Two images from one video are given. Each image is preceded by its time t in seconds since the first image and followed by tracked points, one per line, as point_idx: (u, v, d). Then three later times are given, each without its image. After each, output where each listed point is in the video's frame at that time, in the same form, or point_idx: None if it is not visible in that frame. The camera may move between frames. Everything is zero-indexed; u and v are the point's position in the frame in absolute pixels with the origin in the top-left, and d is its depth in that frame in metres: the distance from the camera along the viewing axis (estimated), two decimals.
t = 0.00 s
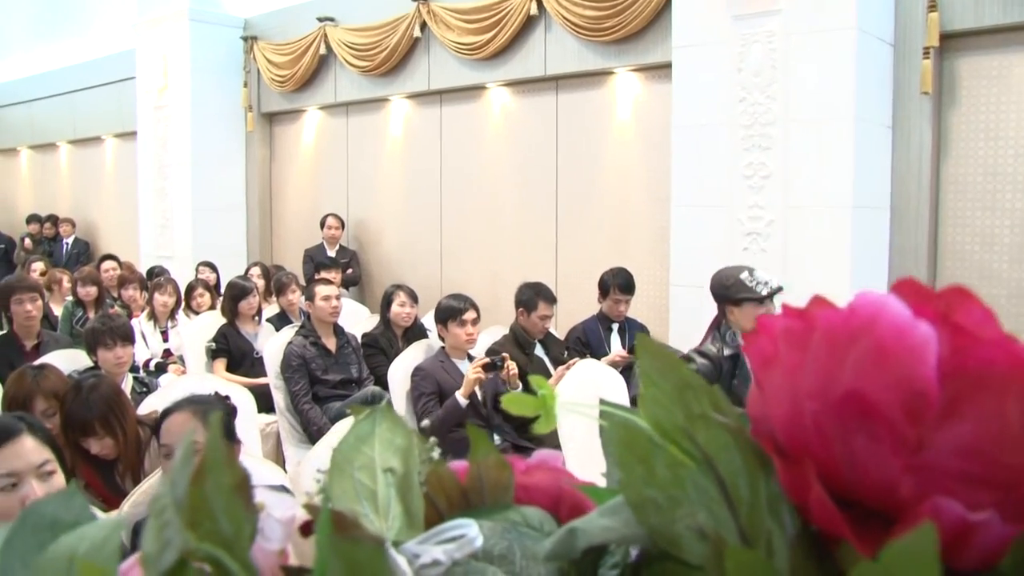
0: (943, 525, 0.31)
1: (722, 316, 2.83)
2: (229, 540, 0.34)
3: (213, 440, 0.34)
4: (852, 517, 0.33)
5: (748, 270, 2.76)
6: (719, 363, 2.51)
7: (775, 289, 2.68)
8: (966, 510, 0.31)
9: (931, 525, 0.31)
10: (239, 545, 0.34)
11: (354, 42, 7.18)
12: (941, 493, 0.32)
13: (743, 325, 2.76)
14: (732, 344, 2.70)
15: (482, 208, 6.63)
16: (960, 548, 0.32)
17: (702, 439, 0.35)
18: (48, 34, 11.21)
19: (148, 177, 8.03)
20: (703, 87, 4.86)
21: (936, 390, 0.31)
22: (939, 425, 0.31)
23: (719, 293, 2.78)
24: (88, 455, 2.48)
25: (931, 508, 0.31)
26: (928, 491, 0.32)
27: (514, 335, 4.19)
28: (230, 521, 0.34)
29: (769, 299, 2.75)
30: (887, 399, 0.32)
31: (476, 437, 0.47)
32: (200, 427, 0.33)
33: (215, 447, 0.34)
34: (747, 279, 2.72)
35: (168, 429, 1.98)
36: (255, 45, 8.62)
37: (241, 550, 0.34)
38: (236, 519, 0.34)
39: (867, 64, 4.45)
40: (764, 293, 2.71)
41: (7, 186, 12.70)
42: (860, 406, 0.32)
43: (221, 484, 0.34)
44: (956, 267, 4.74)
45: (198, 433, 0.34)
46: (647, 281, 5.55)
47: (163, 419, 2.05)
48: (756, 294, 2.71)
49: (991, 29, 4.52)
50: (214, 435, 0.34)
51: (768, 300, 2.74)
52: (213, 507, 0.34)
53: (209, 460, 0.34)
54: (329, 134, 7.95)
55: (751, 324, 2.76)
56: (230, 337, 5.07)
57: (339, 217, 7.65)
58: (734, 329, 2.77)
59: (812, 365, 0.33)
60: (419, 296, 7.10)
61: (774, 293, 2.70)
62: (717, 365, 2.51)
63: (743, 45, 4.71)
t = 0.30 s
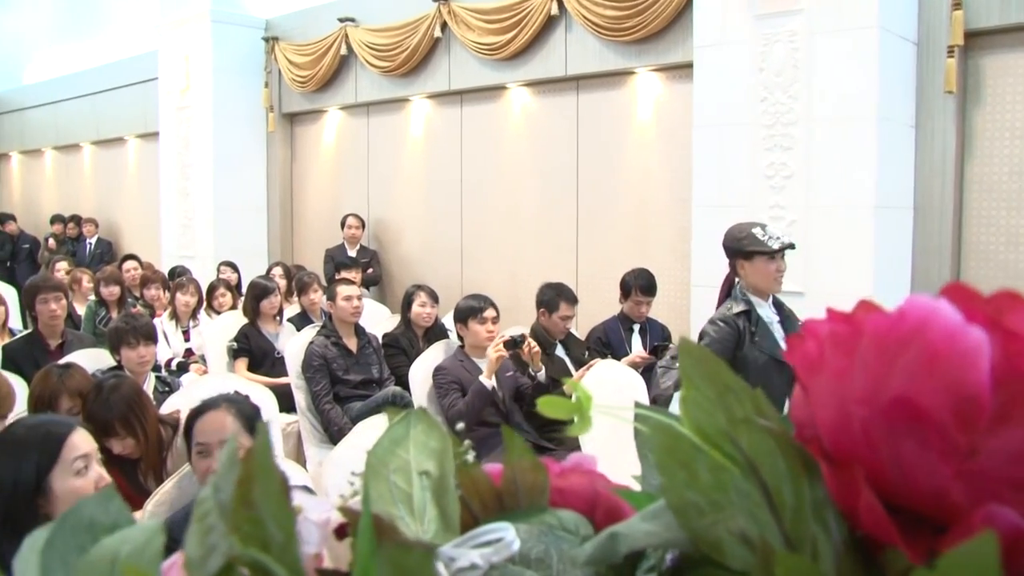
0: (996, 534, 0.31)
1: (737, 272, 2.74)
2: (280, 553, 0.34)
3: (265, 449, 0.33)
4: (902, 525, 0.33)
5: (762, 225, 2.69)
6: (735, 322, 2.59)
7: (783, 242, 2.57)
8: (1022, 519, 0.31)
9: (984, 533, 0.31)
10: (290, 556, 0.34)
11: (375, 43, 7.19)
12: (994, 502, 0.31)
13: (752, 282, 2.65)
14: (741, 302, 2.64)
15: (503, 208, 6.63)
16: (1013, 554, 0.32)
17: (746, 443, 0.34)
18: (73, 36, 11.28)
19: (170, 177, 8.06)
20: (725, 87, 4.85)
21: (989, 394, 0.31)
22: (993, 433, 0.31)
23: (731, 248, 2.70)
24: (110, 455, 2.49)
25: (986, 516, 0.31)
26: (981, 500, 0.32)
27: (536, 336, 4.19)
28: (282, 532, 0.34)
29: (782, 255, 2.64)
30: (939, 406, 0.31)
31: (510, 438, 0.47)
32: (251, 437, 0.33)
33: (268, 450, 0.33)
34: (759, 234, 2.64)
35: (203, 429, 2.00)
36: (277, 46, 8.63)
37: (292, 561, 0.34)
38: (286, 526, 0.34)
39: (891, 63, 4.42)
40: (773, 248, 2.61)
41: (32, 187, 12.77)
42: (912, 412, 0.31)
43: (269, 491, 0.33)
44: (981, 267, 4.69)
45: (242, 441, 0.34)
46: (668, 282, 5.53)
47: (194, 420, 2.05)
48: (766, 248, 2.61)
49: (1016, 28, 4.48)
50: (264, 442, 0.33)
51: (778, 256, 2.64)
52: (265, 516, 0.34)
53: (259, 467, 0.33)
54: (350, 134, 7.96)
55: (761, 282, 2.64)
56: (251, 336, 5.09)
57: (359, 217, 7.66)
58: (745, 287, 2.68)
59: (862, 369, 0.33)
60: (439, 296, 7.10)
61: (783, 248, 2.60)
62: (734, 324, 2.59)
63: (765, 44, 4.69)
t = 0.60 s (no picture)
0: None
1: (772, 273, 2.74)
2: (319, 555, 0.36)
3: (304, 454, 0.35)
4: (938, 531, 0.33)
5: (795, 226, 2.71)
6: (782, 322, 2.57)
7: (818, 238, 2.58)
8: None
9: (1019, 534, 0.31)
10: (327, 556, 0.36)
11: (392, 44, 7.20)
12: None
13: (789, 281, 2.65)
14: (782, 301, 2.63)
15: (520, 208, 6.62)
16: None
17: (778, 446, 0.35)
18: (92, 36, 11.32)
19: (188, 178, 8.08)
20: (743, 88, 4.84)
21: None
22: None
23: (766, 248, 2.71)
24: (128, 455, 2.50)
25: None
26: (1019, 505, 0.32)
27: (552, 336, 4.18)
28: (319, 537, 0.36)
29: (817, 252, 2.64)
30: (975, 409, 0.31)
31: (535, 442, 0.48)
32: (294, 439, 0.35)
33: (309, 456, 0.35)
34: (793, 232, 2.65)
35: (231, 428, 2.01)
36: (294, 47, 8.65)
37: (329, 559, 0.36)
38: (324, 527, 0.36)
39: (910, 63, 4.40)
40: (809, 243, 2.62)
41: (53, 189, 12.80)
42: (948, 413, 0.31)
43: (306, 496, 0.35)
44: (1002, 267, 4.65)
45: (274, 444, 0.37)
46: (686, 282, 5.51)
47: (223, 418, 2.04)
48: (801, 245, 2.62)
49: None
50: (304, 443, 0.35)
51: (814, 253, 2.64)
52: (305, 524, 0.36)
53: (301, 468, 0.35)
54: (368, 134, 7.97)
55: (797, 279, 2.65)
56: (269, 336, 5.10)
57: (376, 217, 7.67)
58: (782, 285, 2.67)
59: (896, 371, 0.33)
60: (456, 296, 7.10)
61: (820, 243, 2.61)
62: (780, 323, 2.58)
63: (783, 44, 4.67)
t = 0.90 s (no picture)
0: None
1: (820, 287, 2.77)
2: (352, 552, 0.37)
3: (335, 454, 0.36)
4: (967, 533, 0.33)
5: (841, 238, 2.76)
6: (828, 328, 2.57)
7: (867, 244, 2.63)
8: None
9: None
10: (362, 557, 0.37)
11: (409, 43, 7.21)
12: None
13: (836, 288, 2.68)
14: (831, 308, 2.63)
15: (536, 208, 6.62)
16: None
17: (805, 448, 0.36)
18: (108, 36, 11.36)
19: (206, 177, 8.10)
20: (761, 87, 4.83)
21: None
22: None
23: (814, 260, 2.75)
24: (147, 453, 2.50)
25: None
26: None
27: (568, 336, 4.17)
28: (352, 538, 0.37)
29: (864, 260, 2.68)
30: (1006, 412, 0.31)
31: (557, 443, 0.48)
32: (327, 439, 0.35)
33: (341, 459, 0.36)
34: (840, 240, 2.70)
35: (263, 426, 2.03)
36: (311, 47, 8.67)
37: (361, 560, 0.37)
38: (357, 529, 0.36)
39: (929, 63, 4.38)
40: (857, 250, 2.66)
41: (71, 188, 12.85)
42: (977, 414, 0.31)
43: (338, 498, 0.36)
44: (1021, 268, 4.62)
45: (302, 444, 0.38)
46: (702, 282, 5.50)
47: (248, 416, 2.04)
48: (848, 252, 2.66)
49: None
50: (334, 441, 0.36)
51: (861, 261, 2.68)
52: (337, 526, 0.37)
53: (331, 470, 0.36)
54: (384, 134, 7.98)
55: (845, 287, 2.67)
56: (285, 335, 5.11)
57: (392, 216, 7.68)
58: (828, 293, 2.69)
59: (926, 372, 0.33)
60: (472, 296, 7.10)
61: (868, 249, 2.65)
62: (826, 329, 2.57)
63: (801, 44, 4.66)
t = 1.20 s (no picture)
0: None
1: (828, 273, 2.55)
2: (388, 552, 0.37)
3: (374, 450, 0.36)
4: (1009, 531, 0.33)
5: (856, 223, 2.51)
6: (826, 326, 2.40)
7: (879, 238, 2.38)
8: None
9: None
10: (399, 555, 0.37)
11: (426, 43, 7.21)
12: None
13: (843, 280, 2.47)
14: (832, 303, 2.45)
15: (555, 206, 6.61)
16: None
17: (840, 444, 0.36)
18: (127, 37, 11.41)
19: (225, 178, 8.12)
20: (780, 84, 4.80)
21: None
22: None
23: (822, 245, 2.52)
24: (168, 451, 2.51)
25: None
26: None
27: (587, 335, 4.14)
28: (389, 538, 0.36)
29: (877, 253, 2.44)
30: None
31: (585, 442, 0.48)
32: (367, 434, 0.35)
33: (380, 459, 0.36)
34: (852, 230, 2.46)
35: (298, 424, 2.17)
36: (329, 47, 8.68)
37: (399, 559, 0.37)
38: (398, 527, 0.36)
39: (950, 58, 4.35)
40: (869, 243, 2.41)
41: (91, 190, 12.89)
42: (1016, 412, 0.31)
43: (375, 495, 0.36)
44: None
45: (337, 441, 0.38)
46: (721, 280, 5.48)
47: (287, 420, 2.17)
48: (860, 244, 2.42)
49: None
50: (373, 437, 0.36)
51: (874, 253, 2.44)
52: (373, 523, 0.37)
53: (370, 469, 0.36)
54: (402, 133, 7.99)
55: (852, 280, 2.45)
56: (305, 334, 5.12)
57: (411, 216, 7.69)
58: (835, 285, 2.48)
59: (967, 369, 0.32)
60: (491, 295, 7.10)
61: (881, 242, 2.40)
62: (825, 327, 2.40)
63: (820, 40, 4.63)
